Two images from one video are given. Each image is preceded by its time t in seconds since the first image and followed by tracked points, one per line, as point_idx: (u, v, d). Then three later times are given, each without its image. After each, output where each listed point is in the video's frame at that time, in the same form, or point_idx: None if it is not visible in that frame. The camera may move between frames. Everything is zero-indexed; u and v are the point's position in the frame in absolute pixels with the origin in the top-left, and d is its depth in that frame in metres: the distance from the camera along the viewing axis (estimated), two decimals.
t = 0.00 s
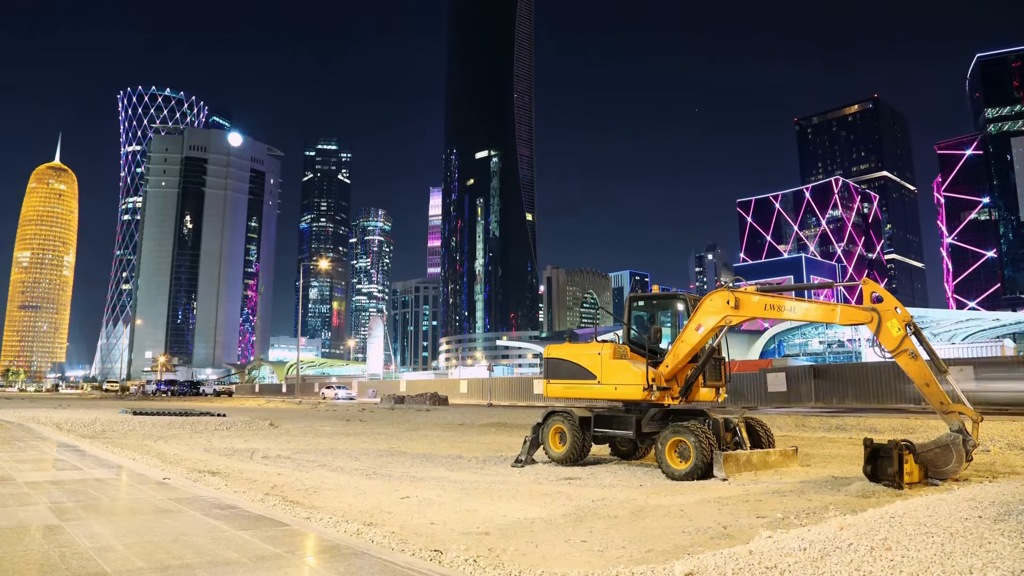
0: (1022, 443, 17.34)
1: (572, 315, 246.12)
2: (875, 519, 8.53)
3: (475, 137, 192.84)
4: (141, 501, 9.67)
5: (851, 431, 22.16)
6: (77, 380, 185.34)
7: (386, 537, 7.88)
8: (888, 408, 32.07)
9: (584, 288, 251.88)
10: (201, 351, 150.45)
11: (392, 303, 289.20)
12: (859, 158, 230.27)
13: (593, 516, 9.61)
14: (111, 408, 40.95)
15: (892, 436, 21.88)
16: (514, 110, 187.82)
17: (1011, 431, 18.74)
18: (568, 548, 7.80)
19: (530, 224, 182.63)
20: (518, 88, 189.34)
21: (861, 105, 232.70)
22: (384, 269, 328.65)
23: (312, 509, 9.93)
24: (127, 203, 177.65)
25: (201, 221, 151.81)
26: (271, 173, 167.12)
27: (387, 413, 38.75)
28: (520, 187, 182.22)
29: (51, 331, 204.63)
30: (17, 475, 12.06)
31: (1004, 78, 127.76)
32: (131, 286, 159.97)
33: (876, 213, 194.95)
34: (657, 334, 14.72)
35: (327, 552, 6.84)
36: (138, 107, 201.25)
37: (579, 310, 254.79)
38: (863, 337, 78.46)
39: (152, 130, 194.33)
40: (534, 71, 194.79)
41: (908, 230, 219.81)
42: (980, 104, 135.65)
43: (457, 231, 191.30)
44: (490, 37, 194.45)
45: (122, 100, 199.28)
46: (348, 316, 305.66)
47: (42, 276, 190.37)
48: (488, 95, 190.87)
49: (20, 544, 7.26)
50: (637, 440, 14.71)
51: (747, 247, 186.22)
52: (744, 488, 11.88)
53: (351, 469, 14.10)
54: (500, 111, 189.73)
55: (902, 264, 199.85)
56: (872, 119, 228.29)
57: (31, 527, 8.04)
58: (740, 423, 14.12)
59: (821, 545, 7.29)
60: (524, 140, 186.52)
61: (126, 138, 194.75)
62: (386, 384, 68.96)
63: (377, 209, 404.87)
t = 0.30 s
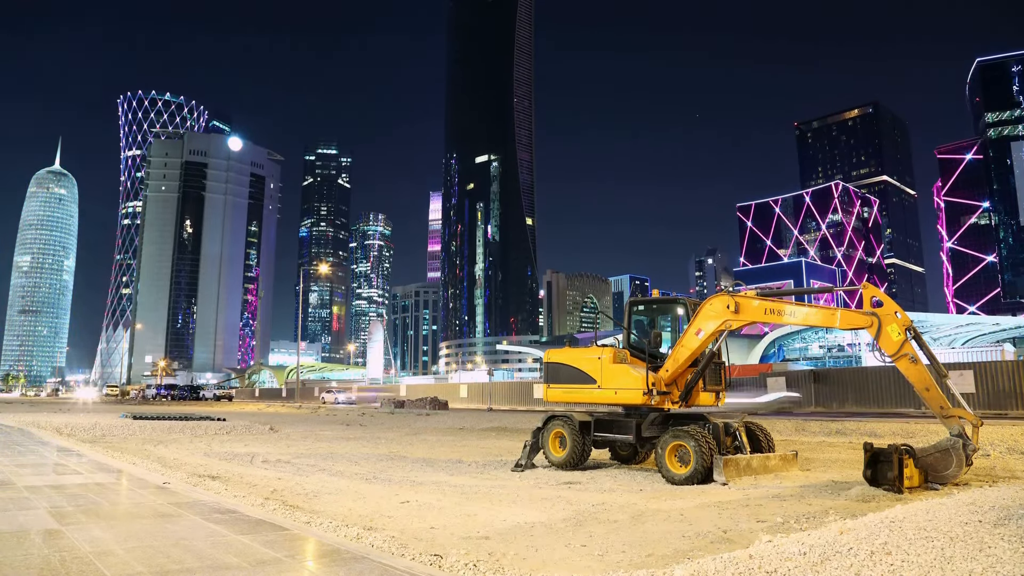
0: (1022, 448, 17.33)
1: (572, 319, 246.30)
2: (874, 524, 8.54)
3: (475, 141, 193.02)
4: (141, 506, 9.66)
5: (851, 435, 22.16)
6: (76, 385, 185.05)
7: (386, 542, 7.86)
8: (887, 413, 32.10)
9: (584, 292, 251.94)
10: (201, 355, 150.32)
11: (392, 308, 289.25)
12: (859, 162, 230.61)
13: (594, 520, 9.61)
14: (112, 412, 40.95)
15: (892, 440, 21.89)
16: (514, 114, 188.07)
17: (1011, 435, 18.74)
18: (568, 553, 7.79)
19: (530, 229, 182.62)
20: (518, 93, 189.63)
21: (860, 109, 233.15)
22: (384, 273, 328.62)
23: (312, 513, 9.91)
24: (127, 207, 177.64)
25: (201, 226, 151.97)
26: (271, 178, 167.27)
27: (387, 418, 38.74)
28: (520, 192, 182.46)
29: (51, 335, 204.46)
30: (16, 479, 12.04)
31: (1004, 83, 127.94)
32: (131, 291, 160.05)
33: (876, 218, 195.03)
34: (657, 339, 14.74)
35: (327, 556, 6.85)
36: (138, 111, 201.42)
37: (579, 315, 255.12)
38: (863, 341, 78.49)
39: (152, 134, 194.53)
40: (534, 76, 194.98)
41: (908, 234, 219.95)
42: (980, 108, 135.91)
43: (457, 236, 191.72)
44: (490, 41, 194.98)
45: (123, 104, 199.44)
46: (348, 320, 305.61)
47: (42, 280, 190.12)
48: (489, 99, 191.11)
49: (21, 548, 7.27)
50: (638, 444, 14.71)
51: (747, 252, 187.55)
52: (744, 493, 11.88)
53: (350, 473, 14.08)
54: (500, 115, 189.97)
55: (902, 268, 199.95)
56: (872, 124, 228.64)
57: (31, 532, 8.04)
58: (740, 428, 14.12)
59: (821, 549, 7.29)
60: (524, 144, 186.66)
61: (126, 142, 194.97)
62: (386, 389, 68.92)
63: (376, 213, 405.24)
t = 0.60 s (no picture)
0: (1022, 453, 17.29)
1: (572, 324, 246.33)
2: (875, 528, 8.54)
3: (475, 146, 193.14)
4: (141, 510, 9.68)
5: (852, 440, 22.09)
6: (77, 389, 184.95)
7: (386, 546, 7.88)
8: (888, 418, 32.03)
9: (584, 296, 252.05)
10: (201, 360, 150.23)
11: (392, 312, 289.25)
12: (859, 166, 230.86)
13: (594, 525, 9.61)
14: (112, 417, 40.83)
15: (892, 444, 21.88)
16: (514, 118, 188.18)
17: (1011, 440, 18.69)
18: (568, 557, 7.80)
19: (530, 234, 182.17)
20: (518, 97, 189.77)
21: (860, 113, 233.46)
22: (384, 278, 328.64)
23: (312, 517, 9.90)
24: (127, 212, 177.71)
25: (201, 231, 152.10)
26: (271, 182, 167.37)
27: (387, 422, 38.71)
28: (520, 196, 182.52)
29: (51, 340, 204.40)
30: (16, 484, 12.06)
31: (1004, 87, 128.35)
32: (131, 295, 160.12)
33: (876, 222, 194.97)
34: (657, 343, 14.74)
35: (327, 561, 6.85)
36: (138, 116, 201.60)
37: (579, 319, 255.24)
38: (862, 345, 78.45)
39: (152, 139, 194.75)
40: (534, 80, 195.15)
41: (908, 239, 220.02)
42: (980, 112, 136.35)
43: (457, 240, 192.07)
44: (490, 45, 195.31)
45: (123, 108, 199.62)
46: (348, 324, 305.67)
47: (42, 284, 190.10)
48: (489, 103, 191.21)
49: (21, 552, 7.28)
50: (637, 448, 14.72)
51: (747, 256, 188.21)
52: (745, 497, 11.86)
53: (351, 478, 14.07)
54: (500, 119, 190.09)
55: (902, 273, 200.00)
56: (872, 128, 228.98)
57: (31, 536, 8.05)
58: (740, 432, 14.12)
59: (820, 554, 7.29)
60: (524, 148, 186.55)
61: (126, 147, 195.24)
62: (386, 393, 68.89)
63: (376, 218, 405.49)
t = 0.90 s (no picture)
0: (1021, 457, 17.32)
1: (572, 328, 246.06)
2: (874, 533, 8.55)
3: (475, 151, 193.19)
4: (141, 515, 9.67)
5: (851, 445, 22.12)
6: (77, 394, 184.70)
7: (386, 551, 7.89)
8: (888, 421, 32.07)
9: (584, 301, 252.08)
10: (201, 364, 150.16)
11: (392, 316, 289.13)
12: (859, 171, 231.04)
13: (594, 530, 9.61)
14: (112, 421, 40.75)
15: (892, 449, 21.90)
16: (514, 122, 187.87)
17: (1010, 444, 18.70)
18: (568, 562, 7.80)
19: (530, 238, 182.17)
20: (518, 101, 189.66)
21: (860, 118, 233.81)
22: (384, 282, 328.63)
23: (312, 522, 9.90)
24: (127, 216, 177.71)
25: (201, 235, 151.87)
26: (271, 187, 167.22)
27: (387, 427, 38.69)
28: (520, 201, 182.47)
29: (51, 344, 204.24)
30: (15, 489, 12.00)
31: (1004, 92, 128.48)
32: (131, 300, 160.15)
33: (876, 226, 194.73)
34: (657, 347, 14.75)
35: (326, 566, 6.85)
36: (138, 120, 201.66)
37: (579, 323, 255.24)
38: (863, 349, 78.36)
39: (152, 143, 194.98)
40: (534, 84, 195.23)
41: (908, 243, 220.03)
42: (980, 117, 136.48)
43: (457, 245, 192.15)
44: (491, 51, 195.63)
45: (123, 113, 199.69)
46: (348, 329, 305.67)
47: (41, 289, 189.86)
48: (489, 107, 191.21)
49: (20, 557, 7.28)
50: (637, 453, 14.72)
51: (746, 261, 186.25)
52: (744, 502, 11.85)
53: (350, 483, 14.03)
54: (500, 123, 189.80)
55: (902, 277, 199.94)
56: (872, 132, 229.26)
57: (30, 541, 8.03)
58: (739, 436, 14.11)
59: (821, 558, 7.29)
60: (524, 153, 186.28)
61: (126, 151, 195.35)
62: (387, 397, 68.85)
63: (377, 222, 405.49)
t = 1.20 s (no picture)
0: (1022, 461, 17.30)
1: (572, 333, 246.05)
2: (874, 537, 8.55)
3: (476, 155, 193.29)
4: (141, 519, 9.67)
5: (851, 449, 22.10)
6: (76, 398, 184.59)
7: (386, 555, 7.90)
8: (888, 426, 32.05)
9: (584, 305, 252.09)
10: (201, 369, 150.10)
11: (392, 321, 289.15)
12: (859, 175, 231.28)
13: (593, 534, 9.62)
14: (111, 426, 40.65)
15: (892, 453, 21.84)
16: (514, 126, 187.91)
17: (1011, 449, 18.69)
18: (568, 566, 7.81)
19: (530, 242, 182.37)
20: (518, 105, 189.85)
21: (861, 123, 234.18)
22: (384, 287, 328.74)
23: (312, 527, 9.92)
24: (127, 221, 177.84)
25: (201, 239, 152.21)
26: (271, 192, 167.36)
27: (388, 431, 38.63)
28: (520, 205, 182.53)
29: (51, 348, 204.23)
30: (15, 493, 11.99)
31: (1004, 96, 128.52)
32: (131, 304, 160.24)
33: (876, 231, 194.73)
34: (657, 352, 14.78)
35: (327, 570, 6.85)
36: (138, 124, 202.00)
37: (579, 328, 255.67)
38: (863, 354, 78.37)
39: (152, 148, 195.31)
40: (534, 89, 195.44)
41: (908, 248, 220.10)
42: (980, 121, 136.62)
43: (457, 249, 192.11)
44: (491, 55, 196.09)
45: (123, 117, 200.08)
46: (348, 333, 305.60)
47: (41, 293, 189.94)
48: (489, 112, 191.38)
49: (20, 561, 7.30)
50: (638, 457, 14.73)
51: (747, 265, 187.95)
52: (745, 507, 11.83)
53: (350, 487, 14.02)
54: (500, 128, 189.69)
55: (902, 282, 199.97)
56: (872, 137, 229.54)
57: (31, 545, 8.05)
58: (740, 440, 14.11)
59: (821, 562, 7.30)
60: (524, 158, 186.14)
61: (126, 156, 195.60)
62: (387, 402, 68.80)
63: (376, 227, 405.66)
